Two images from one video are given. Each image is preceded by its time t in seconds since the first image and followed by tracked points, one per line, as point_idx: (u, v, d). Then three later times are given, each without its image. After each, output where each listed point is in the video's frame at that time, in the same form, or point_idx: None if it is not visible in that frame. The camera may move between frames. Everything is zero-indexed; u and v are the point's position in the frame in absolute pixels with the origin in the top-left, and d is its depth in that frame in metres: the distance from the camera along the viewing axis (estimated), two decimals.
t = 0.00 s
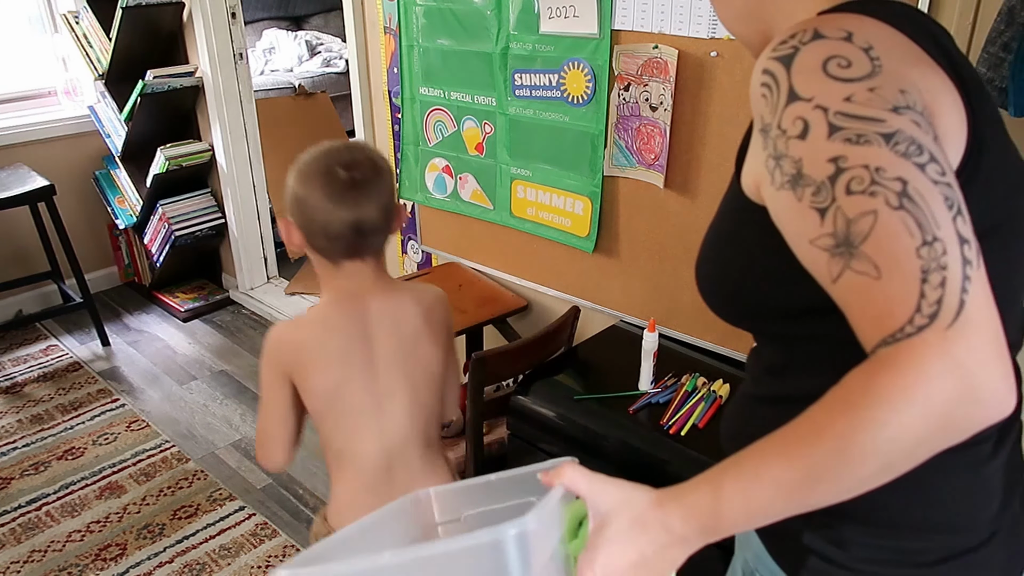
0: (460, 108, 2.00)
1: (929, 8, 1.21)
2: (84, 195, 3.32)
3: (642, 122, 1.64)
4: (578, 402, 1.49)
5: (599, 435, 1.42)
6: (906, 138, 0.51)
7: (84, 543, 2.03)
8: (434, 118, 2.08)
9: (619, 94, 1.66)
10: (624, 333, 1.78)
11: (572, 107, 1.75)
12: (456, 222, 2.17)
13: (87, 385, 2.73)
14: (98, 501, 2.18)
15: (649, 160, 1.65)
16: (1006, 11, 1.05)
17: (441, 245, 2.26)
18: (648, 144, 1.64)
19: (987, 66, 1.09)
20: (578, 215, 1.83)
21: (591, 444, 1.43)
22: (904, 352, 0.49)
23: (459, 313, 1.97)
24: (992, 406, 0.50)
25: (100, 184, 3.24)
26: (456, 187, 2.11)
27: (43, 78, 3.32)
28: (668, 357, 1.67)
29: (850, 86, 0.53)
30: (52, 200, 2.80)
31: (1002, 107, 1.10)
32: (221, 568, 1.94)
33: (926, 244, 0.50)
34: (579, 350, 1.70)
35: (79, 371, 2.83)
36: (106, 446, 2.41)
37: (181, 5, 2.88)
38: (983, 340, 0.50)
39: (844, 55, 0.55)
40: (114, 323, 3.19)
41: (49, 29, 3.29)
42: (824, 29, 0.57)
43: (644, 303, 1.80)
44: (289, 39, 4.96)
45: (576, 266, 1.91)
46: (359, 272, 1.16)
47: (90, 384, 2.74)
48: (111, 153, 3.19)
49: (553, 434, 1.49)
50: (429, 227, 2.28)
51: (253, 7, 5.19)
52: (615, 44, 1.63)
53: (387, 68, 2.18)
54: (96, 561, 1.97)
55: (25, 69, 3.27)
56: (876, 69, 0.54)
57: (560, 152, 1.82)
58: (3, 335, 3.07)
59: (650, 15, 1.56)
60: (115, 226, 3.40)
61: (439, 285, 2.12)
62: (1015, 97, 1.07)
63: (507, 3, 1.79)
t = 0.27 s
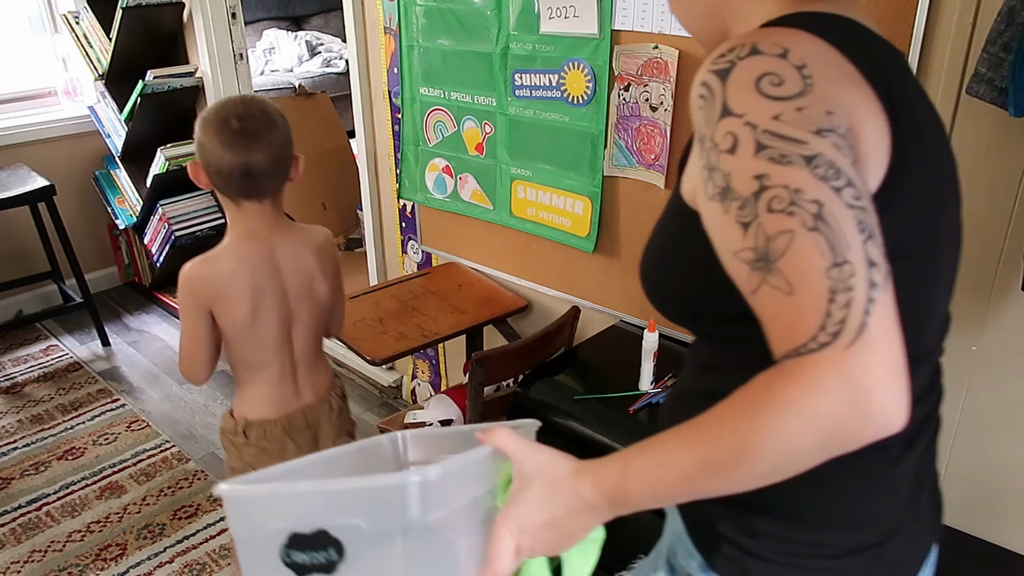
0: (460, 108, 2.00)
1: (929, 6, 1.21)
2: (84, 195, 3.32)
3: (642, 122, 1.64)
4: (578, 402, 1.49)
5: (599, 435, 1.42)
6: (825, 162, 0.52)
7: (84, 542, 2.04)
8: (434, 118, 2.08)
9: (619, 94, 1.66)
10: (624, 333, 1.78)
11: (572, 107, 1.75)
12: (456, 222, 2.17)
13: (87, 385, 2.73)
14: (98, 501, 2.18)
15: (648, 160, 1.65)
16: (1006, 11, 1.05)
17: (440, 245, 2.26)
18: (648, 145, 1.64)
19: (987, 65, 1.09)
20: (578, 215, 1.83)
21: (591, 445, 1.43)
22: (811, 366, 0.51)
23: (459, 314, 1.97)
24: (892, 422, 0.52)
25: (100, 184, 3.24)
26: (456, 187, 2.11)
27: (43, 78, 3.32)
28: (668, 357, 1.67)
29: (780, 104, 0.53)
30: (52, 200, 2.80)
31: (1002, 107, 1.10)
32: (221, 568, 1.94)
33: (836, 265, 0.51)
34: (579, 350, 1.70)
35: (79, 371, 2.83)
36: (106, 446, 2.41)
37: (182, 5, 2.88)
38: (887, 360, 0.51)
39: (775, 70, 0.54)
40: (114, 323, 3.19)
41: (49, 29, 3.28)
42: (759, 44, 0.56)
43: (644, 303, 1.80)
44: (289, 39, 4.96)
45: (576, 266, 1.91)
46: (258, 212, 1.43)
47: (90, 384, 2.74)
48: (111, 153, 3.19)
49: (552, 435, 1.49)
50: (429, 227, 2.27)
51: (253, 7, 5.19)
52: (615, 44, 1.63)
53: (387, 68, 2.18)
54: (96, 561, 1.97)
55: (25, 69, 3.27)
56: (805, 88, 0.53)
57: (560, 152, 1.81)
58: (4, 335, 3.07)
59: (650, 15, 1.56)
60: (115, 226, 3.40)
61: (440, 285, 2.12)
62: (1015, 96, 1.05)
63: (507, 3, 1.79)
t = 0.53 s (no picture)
0: (460, 108, 2.00)
1: (929, 6, 1.22)
2: (84, 195, 3.32)
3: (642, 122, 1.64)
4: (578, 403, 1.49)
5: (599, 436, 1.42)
6: (530, 176, 0.57)
7: (84, 543, 2.04)
8: (434, 118, 2.08)
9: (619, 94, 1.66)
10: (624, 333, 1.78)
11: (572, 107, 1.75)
12: (456, 222, 2.17)
13: (87, 385, 2.73)
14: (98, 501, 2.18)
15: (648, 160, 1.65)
16: (1006, 11, 1.05)
17: (440, 245, 2.26)
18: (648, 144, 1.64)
19: (988, 65, 1.09)
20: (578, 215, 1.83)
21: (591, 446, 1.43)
22: (500, 359, 0.57)
23: (459, 313, 1.97)
24: (553, 415, 0.58)
25: (100, 184, 3.24)
26: (456, 187, 2.11)
27: (43, 78, 3.32)
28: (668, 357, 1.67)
29: (512, 121, 0.58)
30: (52, 200, 2.80)
31: (1002, 106, 1.10)
32: (221, 568, 1.94)
33: (524, 266, 0.57)
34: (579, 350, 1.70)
35: (79, 371, 2.83)
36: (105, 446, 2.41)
37: (182, 5, 2.88)
38: (564, 353, 0.57)
39: (516, 88, 0.58)
40: (114, 323, 3.19)
41: (49, 29, 3.28)
42: (517, 61, 0.59)
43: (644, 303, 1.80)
44: (289, 39, 4.96)
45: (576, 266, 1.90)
46: (183, 165, 1.76)
47: (90, 384, 2.74)
48: (111, 153, 3.19)
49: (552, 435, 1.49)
50: (429, 227, 2.27)
51: (253, 7, 5.19)
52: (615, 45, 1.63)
53: (387, 68, 2.18)
54: (95, 561, 1.97)
55: (25, 69, 3.27)
56: (541, 103, 0.57)
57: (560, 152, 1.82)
58: (4, 335, 3.07)
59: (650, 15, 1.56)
60: (115, 226, 3.38)
61: (440, 285, 2.12)
62: (1015, 96, 1.03)
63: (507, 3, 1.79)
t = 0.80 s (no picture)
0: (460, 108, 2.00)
1: (929, 6, 1.22)
2: (84, 195, 3.32)
3: (642, 122, 1.64)
4: (578, 403, 1.49)
5: (599, 436, 1.42)
6: (234, 156, 0.70)
7: (84, 543, 2.03)
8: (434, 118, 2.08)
9: (619, 94, 1.66)
10: (624, 333, 1.79)
11: (572, 107, 1.75)
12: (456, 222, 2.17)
13: (87, 385, 2.73)
14: (98, 501, 2.18)
15: (648, 160, 1.65)
16: (1006, 12, 1.05)
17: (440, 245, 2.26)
18: (648, 144, 1.64)
19: (987, 65, 1.09)
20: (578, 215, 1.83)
21: (591, 446, 1.43)
22: (229, 290, 0.72)
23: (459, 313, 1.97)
24: (262, 347, 0.73)
25: (99, 183, 3.24)
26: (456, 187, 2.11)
27: (43, 78, 3.32)
28: (668, 357, 1.68)
29: (244, 99, 0.70)
30: (52, 200, 2.80)
31: (1003, 107, 1.10)
32: (221, 568, 1.94)
33: (224, 234, 0.72)
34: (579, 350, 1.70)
35: (79, 371, 2.83)
36: (105, 446, 2.41)
37: (182, 5, 2.88)
38: (264, 306, 0.72)
39: (254, 66, 0.70)
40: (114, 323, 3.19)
41: (49, 29, 3.28)
42: (261, 41, 0.71)
43: (644, 303, 1.80)
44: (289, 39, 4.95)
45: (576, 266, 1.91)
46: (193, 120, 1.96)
47: (90, 384, 2.74)
48: (111, 153, 3.19)
49: (552, 436, 1.50)
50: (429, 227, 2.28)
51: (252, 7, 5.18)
52: (615, 44, 1.64)
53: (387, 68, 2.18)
54: (96, 561, 1.97)
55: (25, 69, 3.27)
56: (264, 85, 0.69)
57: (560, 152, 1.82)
58: (3, 335, 3.07)
59: (650, 14, 1.56)
60: (115, 226, 3.37)
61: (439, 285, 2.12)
62: (1015, 95, 1.03)
63: (507, 3, 1.79)
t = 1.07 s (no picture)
0: (460, 108, 2.00)
1: (929, 6, 1.22)
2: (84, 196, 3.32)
3: (642, 122, 1.64)
4: (579, 402, 1.49)
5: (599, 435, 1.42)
6: (101, 127, 0.90)
7: (84, 543, 2.04)
8: (434, 118, 2.08)
9: (619, 94, 1.66)
10: (624, 333, 1.79)
11: (572, 107, 1.75)
12: (456, 222, 2.17)
13: (87, 385, 2.73)
14: (98, 501, 2.18)
15: (648, 160, 1.65)
16: (1006, 12, 1.05)
17: (440, 245, 2.26)
18: (648, 144, 1.64)
19: (987, 65, 1.09)
20: (578, 215, 1.83)
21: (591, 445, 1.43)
22: (110, 231, 0.95)
23: (459, 314, 1.97)
24: (137, 274, 0.97)
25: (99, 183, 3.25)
26: (456, 187, 2.11)
27: (43, 79, 3.32)
28: (668, 357, 1.67)
29: (112, 72, 0.87)
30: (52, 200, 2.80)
31: (1002, 107, 1.10)
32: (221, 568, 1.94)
33: (105, 188, 0.93)
34: (579, 350, 1.70)
35: (79, 371, 2.83)
36: (105, 446, 2.41)
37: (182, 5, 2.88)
38: (139, 244, 0.95)
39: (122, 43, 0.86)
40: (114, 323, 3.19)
41: (49, 29, 3.28)
42: (129, 21, 0.86)
43: (644, 303, 1.80)
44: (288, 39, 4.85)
45: (576, 266, 1.91)
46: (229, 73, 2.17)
47: (90, 384, 2.74)
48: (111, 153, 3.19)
49: (553, 435, 1.50)
50: (429, 228, 2.27)
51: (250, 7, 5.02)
52: (615, 45, 1.63)
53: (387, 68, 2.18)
54: (96, 561, 1.97)
55: (25, 69, 3.27)
56: (130, 64, 0.86)
57: (560, 152, 1.81)
58: (3, 335, 3.07)
59: (650, 15, 1.56)
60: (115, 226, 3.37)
61: (439, 285, 2.12)
62: (1015, 95, 1.03)
63: (507, 3, 1.79)
